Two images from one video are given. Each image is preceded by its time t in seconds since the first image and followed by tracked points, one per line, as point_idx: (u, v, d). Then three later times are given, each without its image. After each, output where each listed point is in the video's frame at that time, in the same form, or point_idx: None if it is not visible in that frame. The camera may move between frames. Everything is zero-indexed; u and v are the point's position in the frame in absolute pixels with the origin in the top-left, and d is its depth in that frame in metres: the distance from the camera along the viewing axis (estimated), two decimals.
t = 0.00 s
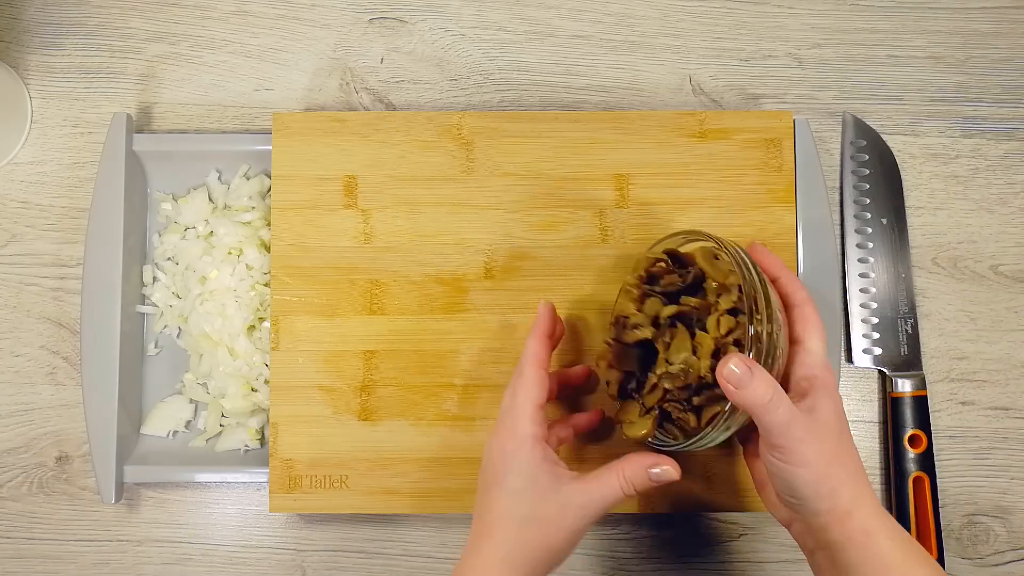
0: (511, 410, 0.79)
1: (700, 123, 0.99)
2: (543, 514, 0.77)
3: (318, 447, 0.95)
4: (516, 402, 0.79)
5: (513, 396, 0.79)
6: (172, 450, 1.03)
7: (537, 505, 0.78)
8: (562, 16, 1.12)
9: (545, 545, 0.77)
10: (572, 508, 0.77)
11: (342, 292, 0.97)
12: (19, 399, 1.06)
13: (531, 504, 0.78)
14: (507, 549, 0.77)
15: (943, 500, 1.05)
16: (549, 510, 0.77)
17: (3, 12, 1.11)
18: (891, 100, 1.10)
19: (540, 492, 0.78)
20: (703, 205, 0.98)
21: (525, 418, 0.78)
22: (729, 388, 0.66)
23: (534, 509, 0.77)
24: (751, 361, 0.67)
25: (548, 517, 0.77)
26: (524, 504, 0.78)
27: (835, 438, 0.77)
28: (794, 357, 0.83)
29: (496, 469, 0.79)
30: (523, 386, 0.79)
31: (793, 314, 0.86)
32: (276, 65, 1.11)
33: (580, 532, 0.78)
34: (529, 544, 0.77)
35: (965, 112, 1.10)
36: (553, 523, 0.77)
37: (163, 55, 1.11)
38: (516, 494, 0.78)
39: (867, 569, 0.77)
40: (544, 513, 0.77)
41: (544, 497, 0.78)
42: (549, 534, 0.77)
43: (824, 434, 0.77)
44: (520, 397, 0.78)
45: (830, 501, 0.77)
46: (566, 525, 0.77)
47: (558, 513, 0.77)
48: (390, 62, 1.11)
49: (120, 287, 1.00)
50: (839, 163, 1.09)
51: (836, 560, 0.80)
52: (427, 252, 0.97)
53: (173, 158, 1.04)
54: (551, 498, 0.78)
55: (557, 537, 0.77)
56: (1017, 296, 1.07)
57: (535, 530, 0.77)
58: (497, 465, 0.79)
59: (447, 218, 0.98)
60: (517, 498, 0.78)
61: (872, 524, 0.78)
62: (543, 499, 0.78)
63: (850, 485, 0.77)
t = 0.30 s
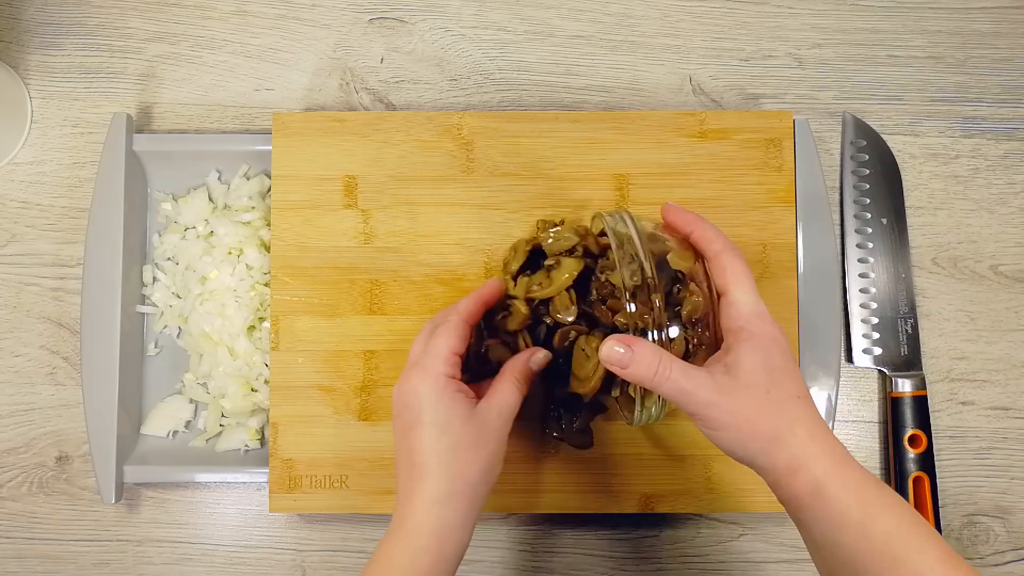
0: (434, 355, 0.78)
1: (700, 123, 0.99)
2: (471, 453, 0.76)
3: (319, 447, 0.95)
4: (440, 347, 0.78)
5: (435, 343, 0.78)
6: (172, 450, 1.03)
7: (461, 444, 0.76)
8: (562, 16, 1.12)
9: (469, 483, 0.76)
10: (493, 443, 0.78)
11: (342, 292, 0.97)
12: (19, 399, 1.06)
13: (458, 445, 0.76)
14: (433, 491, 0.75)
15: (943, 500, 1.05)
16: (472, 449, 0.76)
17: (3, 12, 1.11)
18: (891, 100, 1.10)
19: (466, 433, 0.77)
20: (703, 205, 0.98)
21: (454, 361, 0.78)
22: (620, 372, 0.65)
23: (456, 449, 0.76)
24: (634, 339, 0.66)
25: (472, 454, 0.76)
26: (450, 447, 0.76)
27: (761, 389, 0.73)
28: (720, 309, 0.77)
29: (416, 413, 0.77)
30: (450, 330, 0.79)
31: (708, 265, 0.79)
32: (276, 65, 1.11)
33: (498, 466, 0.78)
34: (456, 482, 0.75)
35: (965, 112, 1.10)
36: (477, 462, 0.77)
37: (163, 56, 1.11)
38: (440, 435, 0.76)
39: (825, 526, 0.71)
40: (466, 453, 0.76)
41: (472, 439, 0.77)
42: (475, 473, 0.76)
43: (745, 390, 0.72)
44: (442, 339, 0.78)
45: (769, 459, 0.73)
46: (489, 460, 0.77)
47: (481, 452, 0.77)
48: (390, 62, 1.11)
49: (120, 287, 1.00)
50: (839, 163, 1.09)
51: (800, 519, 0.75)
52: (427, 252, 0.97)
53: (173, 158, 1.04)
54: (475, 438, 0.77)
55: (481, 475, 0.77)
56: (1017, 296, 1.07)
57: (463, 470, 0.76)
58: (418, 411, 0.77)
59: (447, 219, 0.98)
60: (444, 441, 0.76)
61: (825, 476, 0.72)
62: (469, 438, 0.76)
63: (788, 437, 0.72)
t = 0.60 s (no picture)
0: (448, 391, 0.78)
1: (700, 123, 0.99)
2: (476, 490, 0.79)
3: (319, 447, 0.95)
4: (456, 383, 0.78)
5: (450, 377, 0.78)
6: (171, 450, 1.03)
7: (469, 477, 0.79)
8: (562, 16, 1.12)
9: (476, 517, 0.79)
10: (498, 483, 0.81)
11: (342, 292, 0.97)
12: (19, 399, 1.06)
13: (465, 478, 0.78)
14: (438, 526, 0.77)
15: (943, 500, 1.05)
16: (475, 490, 0.79)
17: (3, 12, 1.11)
18: (891, 100, 1.10)
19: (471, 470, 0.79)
20: (703, 205, 0.98)
21: (469, 399, 0.78)
22: (602, 400, 0.72)
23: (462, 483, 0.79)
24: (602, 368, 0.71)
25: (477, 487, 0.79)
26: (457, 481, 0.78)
27: (733, 390, 0.72)
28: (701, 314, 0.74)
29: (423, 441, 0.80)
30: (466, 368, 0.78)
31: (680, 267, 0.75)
32: (276, 65, 1.11)
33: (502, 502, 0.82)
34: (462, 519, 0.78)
35: (965, 112, 1.10)
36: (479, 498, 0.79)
37: (163, 56, 1.11)
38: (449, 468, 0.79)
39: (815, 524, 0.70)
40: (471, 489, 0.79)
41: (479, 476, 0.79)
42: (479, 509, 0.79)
43: (716, 396, 0.72)
44: (459, 377, 0.78)
45: (755, 462, 0.73)
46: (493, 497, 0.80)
47: (483, 487, 0.79)
48: (390, 62, 1.11)
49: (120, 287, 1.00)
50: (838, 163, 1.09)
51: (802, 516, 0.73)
52: (427, 252, 0.97)
53: (173, 157, 1.04)
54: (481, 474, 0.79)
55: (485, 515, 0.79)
56: (1017, 296, 1.07)
57: (468, 504, 0.78)
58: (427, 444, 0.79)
59: (447, 219, 0.98)
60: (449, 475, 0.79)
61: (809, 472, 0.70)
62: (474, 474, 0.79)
63: (768, 438, 0.71)
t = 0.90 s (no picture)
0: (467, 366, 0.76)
1: (700, 123, 0.99)
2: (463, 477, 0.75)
3: (319, 447, 0.95)
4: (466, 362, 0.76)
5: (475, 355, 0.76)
6: (171, 450, 1.03)
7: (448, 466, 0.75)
8: (562, 16, 1.12)
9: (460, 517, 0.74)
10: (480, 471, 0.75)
11: (342, 292, 0.97)
12: (19, 399, 1.06)
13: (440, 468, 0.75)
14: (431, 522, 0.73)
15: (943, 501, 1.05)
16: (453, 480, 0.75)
17: (3, 12, 1.11)
18: (891, 100, 1.10)
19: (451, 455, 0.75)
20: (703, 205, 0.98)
21: (461, 382, 0.75)
22: (739, 333, 0.61)
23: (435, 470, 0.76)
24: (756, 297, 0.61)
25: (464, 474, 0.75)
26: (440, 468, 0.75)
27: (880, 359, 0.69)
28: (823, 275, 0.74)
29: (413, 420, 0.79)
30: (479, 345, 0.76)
31: (809, 232, 0.76)
32: (276, 65, 1.11)
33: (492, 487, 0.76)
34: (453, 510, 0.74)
35: (965, 112, 1.10)
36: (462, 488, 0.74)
37: (162, 55, 1.11)
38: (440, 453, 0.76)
39: (931, 509, 0.70)
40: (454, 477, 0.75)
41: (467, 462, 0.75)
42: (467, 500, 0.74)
43: (864, 362, 0.68)
44: (483, 352, 0.76)
45: (880, 434, 0.70)
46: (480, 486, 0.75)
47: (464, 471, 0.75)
48: (390, 62, 1.11)
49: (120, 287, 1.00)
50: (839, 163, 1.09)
51: (899, 496, 0.72)
52: (427, 252, 0.97)
53: (173, 158, 1.04)
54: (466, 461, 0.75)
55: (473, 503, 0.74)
56: (1017, 296, 1.07)
57: (457, 495, 0.74)
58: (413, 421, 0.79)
59: (447, 219, 0.98)
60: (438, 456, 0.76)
61: (937, 455, 0.69)
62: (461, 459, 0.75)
63: (903, 413, 0.69)
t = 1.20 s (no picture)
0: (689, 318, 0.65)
1: (700, 123, 0.99)
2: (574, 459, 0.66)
3: (319, 447, 0.95)
4: (652, 303, 0.66)
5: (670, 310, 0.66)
6: (171, 450, 1.03)
7: (563, 441, 0.66)
8: (562, 16, 1.12)
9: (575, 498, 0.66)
10: (607, 443, 0.66)
11: (343, 292, 0.97)
12: (19, 399, 1.06)
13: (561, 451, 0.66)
14: (517, 488, 0.66)
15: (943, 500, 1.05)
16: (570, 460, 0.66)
17: (3, 12, 1.11)
18: (891, 100, 1.10)
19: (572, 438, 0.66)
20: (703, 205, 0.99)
21: (665, 336, 0.65)
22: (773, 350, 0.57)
23: (550, 449, 0.66)
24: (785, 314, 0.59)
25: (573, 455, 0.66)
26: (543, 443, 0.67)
27: (889, 366, 0.67)
28: (821, 290, 0.71)
29: (559, 396, 0.68)
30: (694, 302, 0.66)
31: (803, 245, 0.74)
32: (276, 65, 1.11)
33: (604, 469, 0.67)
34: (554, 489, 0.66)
35: (965, 112, 1.10)
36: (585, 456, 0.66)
37: (162, 55, 1.11)
38: (561, 436, 0.67)
39: (941, 510, 0.69)
40: (568, 460, 0.66)
41: (582, 434, 0.66)
42: (585, 479, 0.66)
43: (877, 371, 0.66)
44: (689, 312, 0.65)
45: (895, 439, 0.68)
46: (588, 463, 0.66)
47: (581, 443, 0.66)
48: (390, 62, 1.11)
49: (119, 287, 1.00)
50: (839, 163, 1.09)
51: (904, 496, 0.72)
52: (427, 252, 0.97)
53: (173, 158, 1.04)
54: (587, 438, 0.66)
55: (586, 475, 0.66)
56: (1017, 296, 1.07)
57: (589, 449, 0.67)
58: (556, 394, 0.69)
59: (447, 219, 0.98)
60: (555, 435, 0.67)
61: (944, 457, 0.69)
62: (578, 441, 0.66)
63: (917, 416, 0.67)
